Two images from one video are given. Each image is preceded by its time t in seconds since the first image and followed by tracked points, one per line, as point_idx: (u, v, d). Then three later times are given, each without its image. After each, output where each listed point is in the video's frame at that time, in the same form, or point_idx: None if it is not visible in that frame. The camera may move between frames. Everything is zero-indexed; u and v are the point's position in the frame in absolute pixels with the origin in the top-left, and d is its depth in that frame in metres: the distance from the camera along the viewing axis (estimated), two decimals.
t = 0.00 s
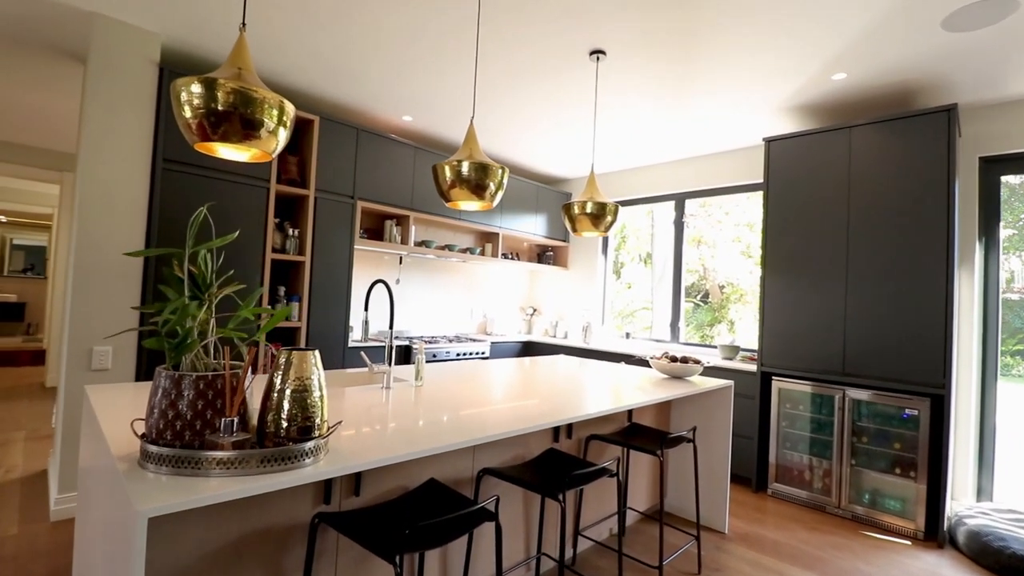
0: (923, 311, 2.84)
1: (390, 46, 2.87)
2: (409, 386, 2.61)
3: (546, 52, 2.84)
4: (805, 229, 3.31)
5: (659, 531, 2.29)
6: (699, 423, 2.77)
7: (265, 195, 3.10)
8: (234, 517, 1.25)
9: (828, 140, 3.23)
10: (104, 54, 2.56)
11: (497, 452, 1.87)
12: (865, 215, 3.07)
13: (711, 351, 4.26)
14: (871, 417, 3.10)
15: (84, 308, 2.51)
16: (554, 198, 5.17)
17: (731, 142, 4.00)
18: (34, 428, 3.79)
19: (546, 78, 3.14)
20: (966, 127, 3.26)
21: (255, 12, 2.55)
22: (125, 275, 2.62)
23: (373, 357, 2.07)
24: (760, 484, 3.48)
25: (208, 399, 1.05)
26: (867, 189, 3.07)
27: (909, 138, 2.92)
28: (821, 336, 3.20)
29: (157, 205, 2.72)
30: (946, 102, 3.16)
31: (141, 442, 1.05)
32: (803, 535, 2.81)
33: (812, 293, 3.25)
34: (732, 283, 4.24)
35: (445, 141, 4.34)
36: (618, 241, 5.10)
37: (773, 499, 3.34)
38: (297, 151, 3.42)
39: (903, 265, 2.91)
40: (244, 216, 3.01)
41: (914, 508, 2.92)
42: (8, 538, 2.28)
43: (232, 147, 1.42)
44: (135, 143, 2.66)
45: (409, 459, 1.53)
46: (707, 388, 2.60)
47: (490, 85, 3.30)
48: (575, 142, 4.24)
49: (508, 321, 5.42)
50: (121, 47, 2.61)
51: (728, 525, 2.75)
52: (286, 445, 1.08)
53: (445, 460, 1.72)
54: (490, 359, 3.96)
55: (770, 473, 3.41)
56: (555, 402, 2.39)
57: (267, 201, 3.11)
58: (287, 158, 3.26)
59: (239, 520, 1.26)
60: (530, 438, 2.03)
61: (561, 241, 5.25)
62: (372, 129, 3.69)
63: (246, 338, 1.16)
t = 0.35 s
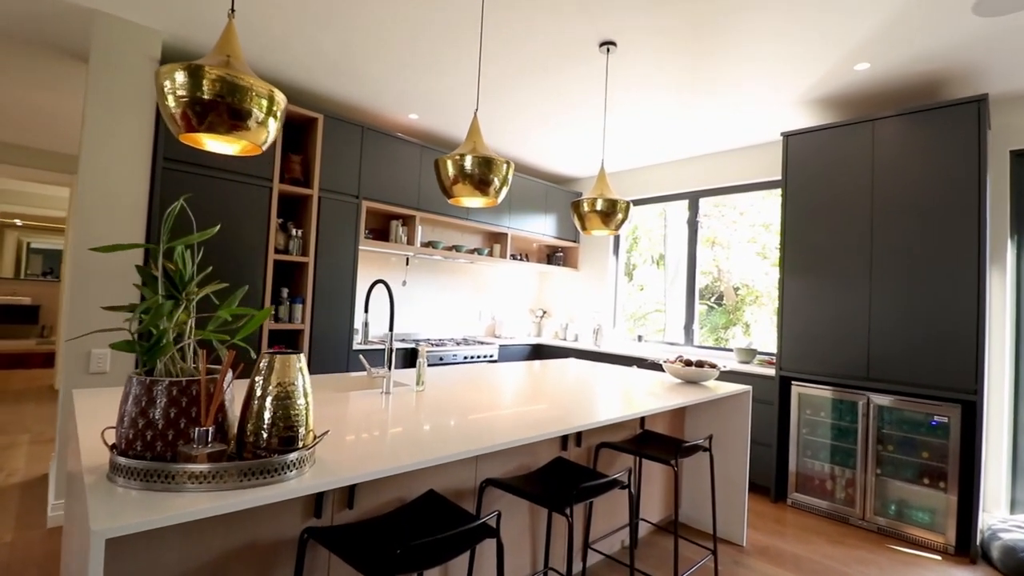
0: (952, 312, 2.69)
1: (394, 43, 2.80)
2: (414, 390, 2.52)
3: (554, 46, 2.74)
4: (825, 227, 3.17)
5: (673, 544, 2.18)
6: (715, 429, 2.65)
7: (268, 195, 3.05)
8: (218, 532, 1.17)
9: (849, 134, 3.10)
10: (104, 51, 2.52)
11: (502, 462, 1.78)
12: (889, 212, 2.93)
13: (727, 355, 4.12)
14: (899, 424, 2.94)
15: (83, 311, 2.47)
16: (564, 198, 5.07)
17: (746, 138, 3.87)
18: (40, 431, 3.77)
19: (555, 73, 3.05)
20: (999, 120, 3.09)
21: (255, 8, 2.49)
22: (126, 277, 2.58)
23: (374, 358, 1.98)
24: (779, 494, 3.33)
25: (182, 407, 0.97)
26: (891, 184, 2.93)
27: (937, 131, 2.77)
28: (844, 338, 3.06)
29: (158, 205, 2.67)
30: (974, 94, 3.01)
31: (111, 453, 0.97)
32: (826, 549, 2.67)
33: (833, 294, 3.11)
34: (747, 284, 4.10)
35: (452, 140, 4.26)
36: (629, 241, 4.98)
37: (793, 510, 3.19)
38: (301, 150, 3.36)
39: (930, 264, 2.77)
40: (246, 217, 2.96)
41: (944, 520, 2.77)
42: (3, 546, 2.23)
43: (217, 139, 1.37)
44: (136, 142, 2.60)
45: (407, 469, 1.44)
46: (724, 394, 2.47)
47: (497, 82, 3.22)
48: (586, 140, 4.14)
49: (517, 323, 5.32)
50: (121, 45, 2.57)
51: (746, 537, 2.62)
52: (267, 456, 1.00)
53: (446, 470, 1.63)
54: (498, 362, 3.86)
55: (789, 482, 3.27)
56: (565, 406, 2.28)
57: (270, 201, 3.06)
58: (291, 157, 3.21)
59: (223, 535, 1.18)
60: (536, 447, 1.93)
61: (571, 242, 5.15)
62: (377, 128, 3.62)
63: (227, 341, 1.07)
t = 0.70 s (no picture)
0: (983, 309, 2.53)
1: (389, 37, 2.71)
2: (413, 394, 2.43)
3: (555, 35, 2.62)
4: (844, 220, 3.02)
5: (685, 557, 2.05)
6: (730, 434, 2.52)
7: (265, 195, 2.97)
8: (186, 553, 1.08)
9: (868, 122, 2.95)
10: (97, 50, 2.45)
11: (501, 472, 1.67)
12: (912, 203, 2.77)
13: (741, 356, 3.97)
14: (927, 428, 2.77)
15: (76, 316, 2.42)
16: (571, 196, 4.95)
17: (759, 130, 3.73)
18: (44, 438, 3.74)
19: (557, 65, 2.95)
20: None
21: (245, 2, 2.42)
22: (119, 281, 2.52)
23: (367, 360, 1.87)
24: (798, 501, 3.18)
25: (133, 418, 0.87)
26: (915, 174, 2.77)
27: (964, 116, 2.62)
28: (866, 337, 2.90)
29: (152, 206, 2.60)
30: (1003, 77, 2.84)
31: (57, 469, 0.88)
32: (849, 561, 2.52)
33: (853, 290, 2.96)
34: (761, 283, 3.95)
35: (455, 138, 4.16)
36: (639, 240, 4.85)
37: (814, 518, 3.04)
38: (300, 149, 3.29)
39: (958, 258, 2.61)
40: (244, 218, 2.90)
41: (976, 529, 2.60)
42: None
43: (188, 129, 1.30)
44: (129, 142, 2.52)
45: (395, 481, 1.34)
46: (739, 397, 2.34)
47: (497, 76, 3.12)
48: (592, 135, 4.02)
49: (524, 325, 5.21)
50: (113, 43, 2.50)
51: (764, 548, 2.48)
52: (229, 473, 0.90)
53: (440, 482, 1.53)
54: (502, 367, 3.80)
55: (809, 488, 3.12)
56: (570, 410, 2.17)
57: (268, 202, 2.98)
58: (289, 157, 3.13)
59: (192, 556, 1.09)
60: (538, 456, 1.82)
61: (578, 241, 5.03)
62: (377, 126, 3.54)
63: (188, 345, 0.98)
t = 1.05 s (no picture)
0: (1013, 305, 2.37)
1: (381, 30, 2.62)
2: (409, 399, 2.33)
3: (554, 22, 2.51)
4: (861, 213, 2.88)
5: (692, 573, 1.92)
6: (742, 441, 2.38)
7: (257, 195, 2.89)
8: None
9: (886, 109, 2.80)
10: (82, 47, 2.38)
11: (495, 483, 1.56)
12: (935, 194, 2.62)
13: (754, 356, 3.82)
14: (953, 432, 2.61)
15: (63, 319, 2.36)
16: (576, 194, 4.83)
17: (770, 121, 3.58)
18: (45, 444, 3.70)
19: (557, 54, 2.83)
20: None
21: None
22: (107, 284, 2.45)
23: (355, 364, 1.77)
24: (815, 509, 3.04)
25: (64, 435, 0.78)
26: (936, 163, 2.62)
27: (989, 101, 2.46)
28: (886, 337, 2.75)
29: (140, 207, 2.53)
30: None
31: None
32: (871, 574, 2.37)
33: (872, 287, 2.82)
34: (774, 281, 3.81)
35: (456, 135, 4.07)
36: (647, 237, 4.72)
37: (832, 527, 2.89)
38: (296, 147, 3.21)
39: (985, 251, 2.45)
40: (236, 218, 2.82)
41: (1005, 540, 2.43)
42: None
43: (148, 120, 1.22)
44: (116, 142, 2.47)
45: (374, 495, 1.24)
46: (752, 402, 2.21)
47: (495, 68, 3.01)
48: (597, 129, 3.90)
49: (530, 326, 5.10)
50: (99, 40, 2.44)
51: (779, 561, 2.35)
52: (172, 496, 0.81)
53: (428, 496, 1.42)
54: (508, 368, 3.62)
55: (826, 495, 2.97)
56: (573, 416, 2.05)
57: (261, 201, 2.91)
58: (283, 155, 3.05)
59: None
60: (536, 466, 1.71)
61: (584, 240, 4.91)
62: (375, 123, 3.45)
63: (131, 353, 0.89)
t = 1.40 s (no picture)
0: None
1: (373, 22, 2.53)
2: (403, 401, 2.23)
3: (554, 10, 2.41)
4: (877, 207, 2.74)
5: None
6: (753, 447, 2.26)
7: (250, 192, 2.83)
8: None
9: (903, 98, 2.66)
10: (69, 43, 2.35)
11: (486, 496, 1.46)
12: (956, 186, 2.48)
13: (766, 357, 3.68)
14: (977, 438, 2.46)
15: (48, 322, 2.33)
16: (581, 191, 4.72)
17: (782, 113, 3.45)
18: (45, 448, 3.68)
19: (557, 44, 2.73)
20: None
21: None
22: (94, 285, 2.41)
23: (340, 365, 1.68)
24: (830, 518, 2.90)
25: None
26: (958, 155, 2.48)
27: (1013, 86, 2.31)
28: (905, 337, 2.61)
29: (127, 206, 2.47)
30: None
31: None
32: None
33: (889, 284, 2.68)
34: (786, 280, 3.67)
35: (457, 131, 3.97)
36: (653, 235, 4.59)
37: (849, 537, 2.76)
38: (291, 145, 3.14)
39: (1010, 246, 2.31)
40: (228, 217, 2.75)
41: None
42: None
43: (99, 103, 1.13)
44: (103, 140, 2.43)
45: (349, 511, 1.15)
46: (765, 406, 2.09)
47: (493, 60, 2.91)
48: (601, 124, 3.79)
49: (535, 327, 4.99)
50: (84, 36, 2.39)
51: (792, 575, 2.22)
52: (104, 519, 0.72)
53: (411, 511, 1.32)
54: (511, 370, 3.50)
55: (842, 503, 2.83)
56: (573, 420, 1.94)
57: (254, 200, 2.84)
58: (277, 152, 2.98)
59: None
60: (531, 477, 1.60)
61: (589, 238, 4.80)
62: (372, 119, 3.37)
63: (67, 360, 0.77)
